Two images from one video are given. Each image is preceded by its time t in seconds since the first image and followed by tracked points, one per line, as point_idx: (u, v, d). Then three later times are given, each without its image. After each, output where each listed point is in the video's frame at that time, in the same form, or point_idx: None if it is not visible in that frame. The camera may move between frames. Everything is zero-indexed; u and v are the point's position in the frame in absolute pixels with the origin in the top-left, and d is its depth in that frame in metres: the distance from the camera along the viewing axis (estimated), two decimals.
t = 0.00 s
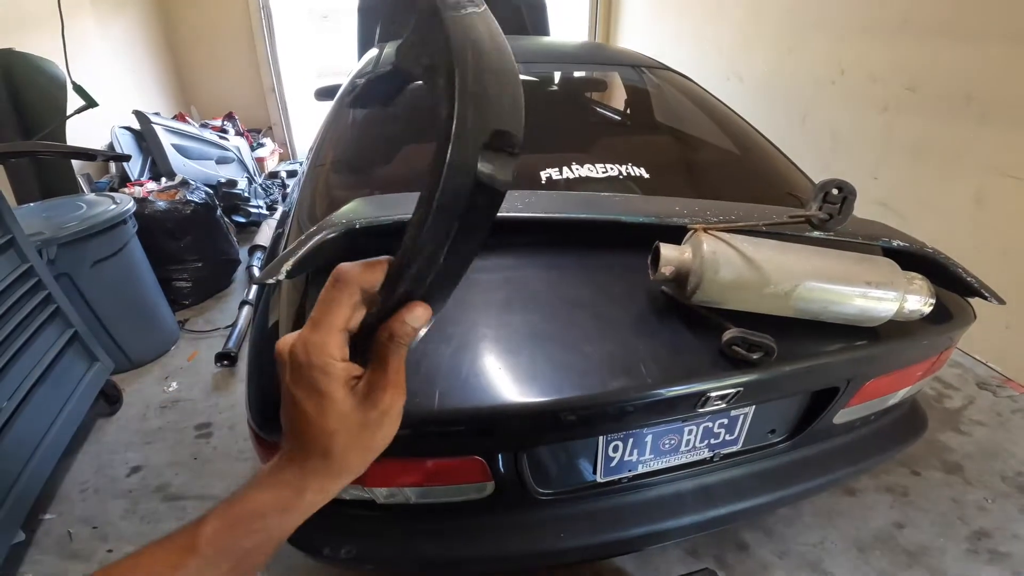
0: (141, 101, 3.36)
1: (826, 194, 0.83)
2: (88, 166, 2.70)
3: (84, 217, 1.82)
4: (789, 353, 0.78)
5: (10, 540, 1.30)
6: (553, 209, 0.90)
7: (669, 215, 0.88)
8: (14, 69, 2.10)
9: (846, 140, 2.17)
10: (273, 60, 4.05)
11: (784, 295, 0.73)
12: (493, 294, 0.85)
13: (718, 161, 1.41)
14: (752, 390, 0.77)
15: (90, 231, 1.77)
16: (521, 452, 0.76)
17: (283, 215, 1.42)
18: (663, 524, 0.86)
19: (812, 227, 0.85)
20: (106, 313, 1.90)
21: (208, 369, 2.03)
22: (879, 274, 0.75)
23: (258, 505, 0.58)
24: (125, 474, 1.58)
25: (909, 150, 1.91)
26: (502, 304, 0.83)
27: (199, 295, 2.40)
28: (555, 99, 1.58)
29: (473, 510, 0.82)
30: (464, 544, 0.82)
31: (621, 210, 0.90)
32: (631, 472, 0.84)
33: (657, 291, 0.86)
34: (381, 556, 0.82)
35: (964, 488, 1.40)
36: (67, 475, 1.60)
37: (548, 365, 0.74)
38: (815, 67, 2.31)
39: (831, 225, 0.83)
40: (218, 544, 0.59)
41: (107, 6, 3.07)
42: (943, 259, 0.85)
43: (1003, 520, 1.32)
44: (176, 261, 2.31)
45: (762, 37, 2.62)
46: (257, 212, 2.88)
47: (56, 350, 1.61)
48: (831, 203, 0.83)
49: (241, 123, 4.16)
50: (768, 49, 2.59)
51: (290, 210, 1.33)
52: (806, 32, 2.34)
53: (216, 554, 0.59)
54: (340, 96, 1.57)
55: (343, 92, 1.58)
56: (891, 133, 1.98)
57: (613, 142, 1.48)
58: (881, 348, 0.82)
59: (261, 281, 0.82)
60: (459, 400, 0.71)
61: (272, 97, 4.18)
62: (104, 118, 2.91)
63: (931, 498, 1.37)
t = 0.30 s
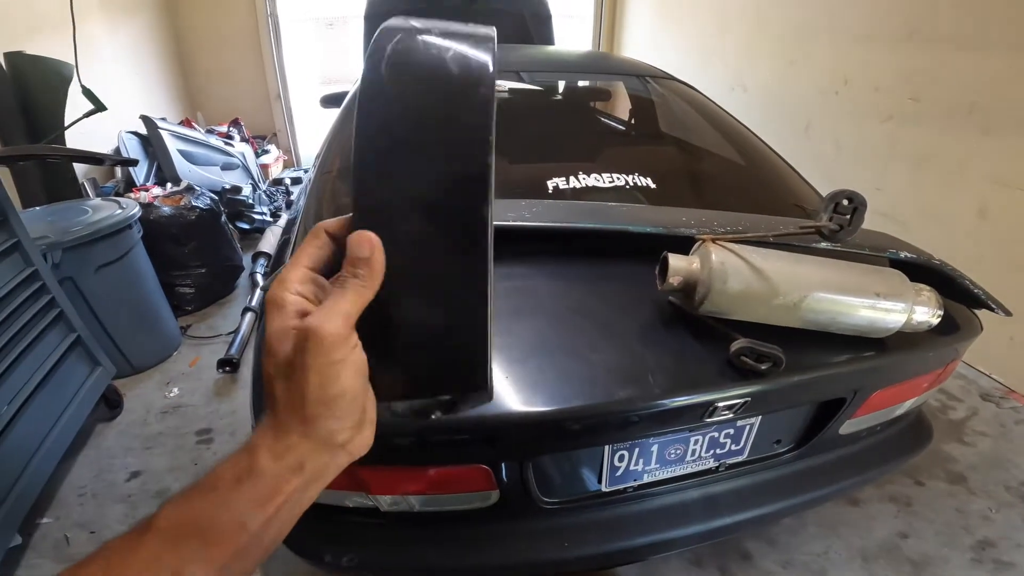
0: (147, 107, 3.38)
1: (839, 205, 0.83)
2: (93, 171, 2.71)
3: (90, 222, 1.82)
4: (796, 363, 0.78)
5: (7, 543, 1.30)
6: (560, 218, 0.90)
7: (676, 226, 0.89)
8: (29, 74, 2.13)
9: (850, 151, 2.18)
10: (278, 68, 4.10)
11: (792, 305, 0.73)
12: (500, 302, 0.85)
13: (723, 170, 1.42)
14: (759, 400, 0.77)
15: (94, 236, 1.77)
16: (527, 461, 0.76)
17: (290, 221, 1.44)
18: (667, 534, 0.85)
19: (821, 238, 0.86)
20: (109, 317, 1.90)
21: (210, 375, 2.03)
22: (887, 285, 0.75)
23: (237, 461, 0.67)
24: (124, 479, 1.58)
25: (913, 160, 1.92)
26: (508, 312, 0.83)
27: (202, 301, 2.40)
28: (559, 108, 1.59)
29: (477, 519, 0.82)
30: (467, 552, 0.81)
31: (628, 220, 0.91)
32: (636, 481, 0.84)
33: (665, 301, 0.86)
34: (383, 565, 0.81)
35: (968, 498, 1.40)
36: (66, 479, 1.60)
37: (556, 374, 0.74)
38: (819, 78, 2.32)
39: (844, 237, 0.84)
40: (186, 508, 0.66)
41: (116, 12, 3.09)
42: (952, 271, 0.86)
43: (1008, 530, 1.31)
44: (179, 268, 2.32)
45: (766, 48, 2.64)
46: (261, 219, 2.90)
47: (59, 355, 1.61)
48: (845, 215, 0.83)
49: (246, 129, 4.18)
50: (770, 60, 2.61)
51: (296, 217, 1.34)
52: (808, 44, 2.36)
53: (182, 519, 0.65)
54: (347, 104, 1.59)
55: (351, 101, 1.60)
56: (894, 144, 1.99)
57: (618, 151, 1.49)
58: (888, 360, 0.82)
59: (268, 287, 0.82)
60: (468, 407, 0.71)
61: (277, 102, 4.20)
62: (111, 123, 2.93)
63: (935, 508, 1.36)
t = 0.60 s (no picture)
0: (153, 111, 3.40)
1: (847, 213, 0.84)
2: (99, 174, 2.73)
3: (96, 225, 1.83)
4: (801, 370, 0.79)
5: (9, 545, 1.30)
6: (567, 225, 0.91)
7: (682, 233, 0.90)
8: (39, 77, 2.15)
9: (853, 158, 2.19)
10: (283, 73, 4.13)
11: (798, 312, 0.74)
12: (508, 308, 0.86)
13: (728, 178, 1.43)
14: (765, 406, 0.77)
15: (100, 240, 1.78)
16: (533, 466, 0.77)
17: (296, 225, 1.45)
18: (672, 538, 0.86)
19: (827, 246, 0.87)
20: (114, 320, 1.91)
21: (213, 379, 2.04)
22: (893, 293, 0.76)
23: (229, 458, 0.71)
24: (127, 482, 1.59)
25: (916, 168, 1.93)
26: (516, 318, 0.84)
27: (205, 305, 2.41)
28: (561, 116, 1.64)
29: (483, 523, 0.83)
30: (473, 555, 0.82)
31: (634, 226, 0.92)
32: (641, 486, 0.84)
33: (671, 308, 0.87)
34: (389, 569, 0.82)
35: (970, 503, 1.40)
36: (68, 482, 1.60)
37: (564, 380, 0.75)
38: (823, 85, 2.33)
39: (852, 245, 0.85)
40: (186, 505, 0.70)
41: (124, 17, 3.12)
42: (957, 279, 0.87)
43: (1011, 535, 1.31)
44: (183, 272, 2.33)
45: (769, 55, 2.65)
46: (264, 224, 2.92)
47: (64, 357, 1.62)
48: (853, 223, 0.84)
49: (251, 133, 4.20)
50: (774, 68, 2.63)
51: (303, 221, 1.35)
52: (812, 52, 2.38)
53: (180, 514, 0.70)
54: (354, 109, 1.60)
55: (356, 105, 1.61)
56: (896, 151, 2.00)
57: (623, 158, 1.50)
58: (893, 366, 0.83)
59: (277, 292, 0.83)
60: (478, 413, 0.72)
61: (282, 107, 4.22)
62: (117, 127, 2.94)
63: (938, 513, 1.36)
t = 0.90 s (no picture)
0: (156, 113, 3.41)
1: (852, 215, 0.84)
2: (102, 176, 2.73)
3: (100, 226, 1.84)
4: (806, 372, 0.79)
5: (11, 546, 1.30)
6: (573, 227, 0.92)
7: (687, 235, 0.90)
8: (46, 80, 2.16)
9: (855, 161, 2.19)
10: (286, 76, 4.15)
11: (804, 314, 0.75)
12: (515, 310, 0.86)
13: (731, 180, 1.44)
14: (770, 406, 0.78)
15: (104, 241, 1.79)
16: (539, 467, 0.77)
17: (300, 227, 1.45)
18: (677, 539, 0.86)
19: (833, 248, 0.87)
20: (117, 322, 1.92)
21: (216, 381, 2.04)
22: (898, 295, 0.77)
23: (276, 481, 0.69)
24: (129, 483, 1.59)
25: (918, 171, 1.93)
26: (522, 320, 0.84)
27: (208, 307, 2.42)
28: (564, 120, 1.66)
29: (489, 524, 0.83)
30: (478, 556, 0.82)
31: (640, 229, 0.92)
32: (647, 487, 0.84)
33: (677, 309, 0.88)
34: (395, 568, 0.82)
35: (973, 505, 1.40)
36: (71, 483, 1.60)
37: (571, 381, 0.76)
38: (825, 89, 2.33)
39: (857, 248, 0.85)
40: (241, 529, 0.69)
41: (128, 19, 3.13)
42: (961, 281, 0.87)
43: (1014, 537, 1.31)
44: (186, 274, 2.33)
45: (771, 59, 2.66)
46: (267, 226, 2.92)
47: (68, 359, 1.62)
48: (859, 226, 0.84)
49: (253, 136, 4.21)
50: (776, 71, 2.64)
51: (307, 224, 1.36)
52: (814, 55, 2.39)
53: (236, 536, 0.69)
54: (358, 111, 1.61)
55: (361, 108, 1.62)
56: (898, 155, 2.00)
57: (626, 161, 1.51)
58: (898, 368, 0.83)
59: (285, 293, 0.84)
60: (485, 413, 0.72)
61: (284, 110, 4.23)
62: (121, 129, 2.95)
63: (941, 515, 1.37)
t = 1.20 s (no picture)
0: (158, 116, 3.41)
1: (852, 219, 0.85)
2: (104, 179, 2.74)
3: (103, 229, 1.84)
4: (806, 375, 0.80)
5: (12, 548, 1.30)
6: (575, 231, 0.93)
7: (688, 239, 0.91)
8: (48, 83, 2.17)
9: (855, 164, 2.20)
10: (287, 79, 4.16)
11: (805, 317, 0.75)
12: (517, 314, 0.86)
13: (732, 184, 1.45)
14: (770, 409, 0.78)
15: (107, 244, 1.80)
16: (540, 469, 0.77)
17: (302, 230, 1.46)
18: (678, 541, 0.86)
19: (833, 252, 0.88)
20: (119, 325, 1.92)
21: (218, 384, 2.05)
22: (898, 299, 0.77)
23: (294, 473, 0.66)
24: (130, 486, 1.59)
25: (918, 175, 1.94)
26: (524, 324, 0.85)
27: (209, 310, 2.42)
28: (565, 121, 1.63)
29: (490, 527, 0.83)
30: (480, 558, 0.82)
31: (641, 233, 0.93)
32: (647, 490, 0.85)
33: (677, 314, 0.88)
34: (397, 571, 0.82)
35: (973, 508, 1.41)
36: (72, 486, 1.61)
37: (573, 383, 0.76)
38: (825, 93, 2.34)
39: (857, 251, 0.86)
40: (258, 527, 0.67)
41: (131, 22, 3.14)
42: (959, 284, 0.88)
43: (1014, 539, 1.32)
44: (188, 277, 2.34)
45: (771, 63, 2.67)
46: (268, 229, 2.93)
47: (70, 361, 1.63)
48: (859, 230, 0.85)
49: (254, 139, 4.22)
50: (775, 75, 2.64)
51: (309, 227, 1.36)
52: (814, 59, 2.40)
53: (253, 528, 0.67)
54: (359, 117, 1.62)
55: (362, 113, 1.63)
56: (898, 158, 2.01)
57: (626, 165, 1.51)
58: (898, 371, 0.84)
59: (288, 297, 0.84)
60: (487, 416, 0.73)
61: (285, 113, 4.25)
62: (123, 132, 2.96)
63: (942, 518, 1.37)
